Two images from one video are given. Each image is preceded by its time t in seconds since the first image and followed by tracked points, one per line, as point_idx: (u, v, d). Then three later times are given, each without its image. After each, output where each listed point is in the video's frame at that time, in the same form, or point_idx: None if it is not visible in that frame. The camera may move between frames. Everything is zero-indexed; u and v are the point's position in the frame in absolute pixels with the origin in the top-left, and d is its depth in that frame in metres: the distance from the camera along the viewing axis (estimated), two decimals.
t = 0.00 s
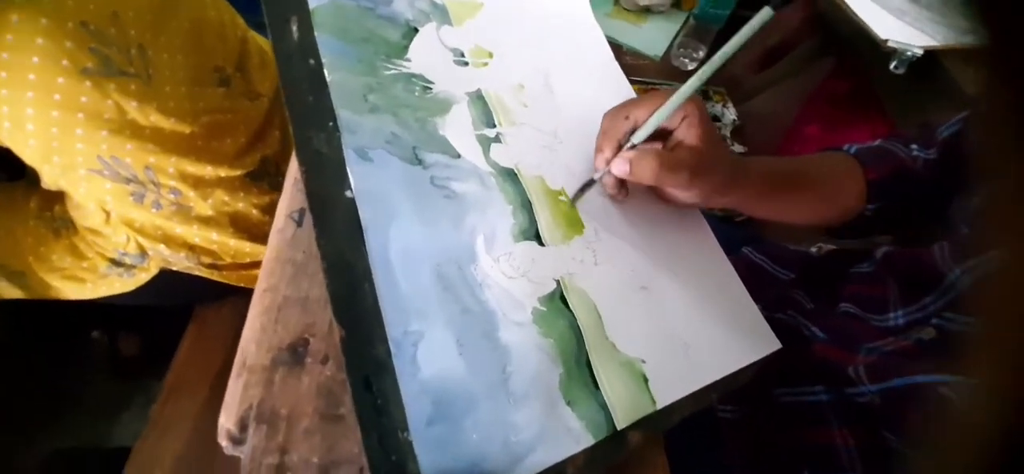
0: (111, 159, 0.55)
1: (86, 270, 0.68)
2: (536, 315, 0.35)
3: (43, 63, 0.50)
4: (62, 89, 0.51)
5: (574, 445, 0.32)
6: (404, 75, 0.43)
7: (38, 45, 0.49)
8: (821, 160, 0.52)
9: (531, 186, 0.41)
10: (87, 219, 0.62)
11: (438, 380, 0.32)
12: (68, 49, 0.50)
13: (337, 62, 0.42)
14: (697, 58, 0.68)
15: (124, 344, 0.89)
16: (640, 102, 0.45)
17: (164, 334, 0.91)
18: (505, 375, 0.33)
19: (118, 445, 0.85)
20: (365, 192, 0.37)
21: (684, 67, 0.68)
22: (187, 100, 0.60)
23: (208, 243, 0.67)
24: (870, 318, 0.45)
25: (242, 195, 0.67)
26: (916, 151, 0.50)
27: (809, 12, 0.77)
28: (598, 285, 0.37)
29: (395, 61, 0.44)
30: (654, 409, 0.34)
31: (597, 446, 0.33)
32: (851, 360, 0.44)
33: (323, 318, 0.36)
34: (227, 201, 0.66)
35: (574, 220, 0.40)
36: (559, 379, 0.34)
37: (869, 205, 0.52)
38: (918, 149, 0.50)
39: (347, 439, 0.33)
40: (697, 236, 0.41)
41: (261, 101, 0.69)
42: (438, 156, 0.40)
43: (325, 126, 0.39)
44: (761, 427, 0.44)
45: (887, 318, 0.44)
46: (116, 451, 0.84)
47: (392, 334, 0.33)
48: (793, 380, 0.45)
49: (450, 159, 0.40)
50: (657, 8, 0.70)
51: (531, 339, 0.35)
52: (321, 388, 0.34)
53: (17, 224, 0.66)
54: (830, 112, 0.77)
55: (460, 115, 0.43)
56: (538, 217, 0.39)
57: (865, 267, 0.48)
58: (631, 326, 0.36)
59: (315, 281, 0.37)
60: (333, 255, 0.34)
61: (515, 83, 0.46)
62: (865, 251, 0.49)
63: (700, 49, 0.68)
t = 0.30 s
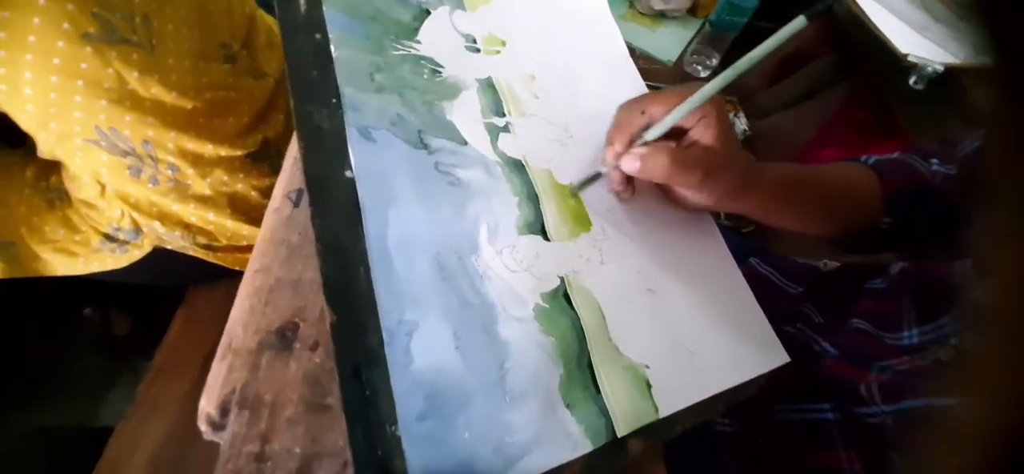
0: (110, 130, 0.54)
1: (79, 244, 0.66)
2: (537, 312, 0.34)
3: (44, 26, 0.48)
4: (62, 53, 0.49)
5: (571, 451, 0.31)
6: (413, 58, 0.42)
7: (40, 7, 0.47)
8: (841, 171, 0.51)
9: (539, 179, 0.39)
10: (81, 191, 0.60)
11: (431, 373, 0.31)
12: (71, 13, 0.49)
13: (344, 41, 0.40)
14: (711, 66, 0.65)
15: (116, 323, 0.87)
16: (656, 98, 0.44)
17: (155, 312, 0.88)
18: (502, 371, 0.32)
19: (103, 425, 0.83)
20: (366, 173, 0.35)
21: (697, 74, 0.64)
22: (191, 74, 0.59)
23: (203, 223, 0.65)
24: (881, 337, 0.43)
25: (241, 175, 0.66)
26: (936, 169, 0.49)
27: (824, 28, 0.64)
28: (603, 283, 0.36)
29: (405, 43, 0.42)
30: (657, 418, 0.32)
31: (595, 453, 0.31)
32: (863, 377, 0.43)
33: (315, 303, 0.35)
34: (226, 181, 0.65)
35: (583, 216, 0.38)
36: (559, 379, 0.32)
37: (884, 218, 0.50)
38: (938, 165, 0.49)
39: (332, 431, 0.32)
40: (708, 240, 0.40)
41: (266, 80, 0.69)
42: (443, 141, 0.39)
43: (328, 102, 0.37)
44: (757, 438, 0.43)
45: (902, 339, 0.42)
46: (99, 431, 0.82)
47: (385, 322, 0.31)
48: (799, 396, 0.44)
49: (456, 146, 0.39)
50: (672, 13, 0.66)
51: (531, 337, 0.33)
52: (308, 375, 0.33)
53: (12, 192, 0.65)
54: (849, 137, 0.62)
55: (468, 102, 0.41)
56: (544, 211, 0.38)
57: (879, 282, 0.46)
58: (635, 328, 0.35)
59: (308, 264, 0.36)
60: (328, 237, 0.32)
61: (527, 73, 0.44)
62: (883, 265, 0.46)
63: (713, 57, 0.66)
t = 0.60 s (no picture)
0: (117, 100, 0.54)
1: (78, 215, 0.65)
2: (538, 310, 0.32)
3: None
4: (73, 20, 0.49)
5: (566, 459, 0.29)
6: (424, 49, 0.41)
7: None
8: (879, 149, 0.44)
9: (548, 174, 0.38)
10: (82, 162, 0.59)
11: (421, 366, 0.29)
12: None
13: (354, 30, 0.39)
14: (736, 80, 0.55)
15: (114, 300, 0.85)
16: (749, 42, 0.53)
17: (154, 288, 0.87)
18: (496, 370, 0.30)
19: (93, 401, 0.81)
20: (367, 157, 0.34)
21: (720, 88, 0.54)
22: (203, 51, 0.58)
23: (204, 202, 0.64)
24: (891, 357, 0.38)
25: (245, 156, 0.64)
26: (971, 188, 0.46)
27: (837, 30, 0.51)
28: (610, 284, 0.34)
29: (417, 35, 0.41)
30: (663, 430, 0.31)
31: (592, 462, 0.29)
32: (870, 400, 0.38)
33: (305, 287, 0.35)
34: (231, 161, 0.64)
35: (592, 214, 0.37)
36: (558, 382, 0.31)
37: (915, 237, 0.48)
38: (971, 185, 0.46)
39: (311, 422, 0.32)
40: (725, 246, 0.38)
41: (279, 63, 0.66)
42: (450, 131, 0.37)
43: (333, 88, 0.36)
44: (759, 451, 0.39)
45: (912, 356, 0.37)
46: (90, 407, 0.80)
47: (376, 310, 0.30)
48: (797, 416, 0.40)
49: (462, 136, 0.37)
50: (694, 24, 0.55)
51: (529, 336, 0.31)
52: (293, 361, 0.34)
53: (16, 161, 0.64)
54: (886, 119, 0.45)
55: (479, 93, 0.40)
56: (552, 207, 0.36)
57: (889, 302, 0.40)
58: (643, 332, 0.33)
59: (303, 246, 0.37)
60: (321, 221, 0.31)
61: (540, 69, 0.43)
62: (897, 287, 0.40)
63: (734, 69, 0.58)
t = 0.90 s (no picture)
0: (134, 75, 0.54)
1: (91, 189, 0.65)
2: (547, 308, 0.31)
3: None
4: None
5: (571, 468, 0.27)
6: (444, 35, 0.39)
7: None
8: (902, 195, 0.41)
9: (564, 170, 0.36)
10: (98, 133, 0.60)
11: (421, 358, 0.28)
12: None
13: (373, 12, 0.38)
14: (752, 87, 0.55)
15: (124, 278, 0.85)
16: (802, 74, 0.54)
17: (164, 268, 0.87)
18: (500, 367, 0.29)
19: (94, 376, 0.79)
20: (378, 141, 0.33)
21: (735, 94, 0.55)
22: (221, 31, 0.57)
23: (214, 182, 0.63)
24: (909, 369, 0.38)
25: (257, 140, 0.63)
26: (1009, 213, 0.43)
27: (871, 54, 0.53)
28: (624, 287, 0.33)
29: (437, 21, 0.40)
30: (675, 443, 0.29)
31: None
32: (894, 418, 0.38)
33: (307, 271, 0.35)
34: (244, 143, 0.62)
35: (609, 214, 0.35)
36: (565, 385, 0.29)
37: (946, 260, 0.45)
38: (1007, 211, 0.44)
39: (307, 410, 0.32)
40: (745, 254, 0.36)
41: (299, 48, 0.64)
42: (465, 118, 0.36)
43: (347, 69, 0.35)
44: (770, 466, 0.39)
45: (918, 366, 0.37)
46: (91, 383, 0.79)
47: (376, 296, 0.29)
48: (819, 435, 0.40)
49: (478, 125, 0.36)
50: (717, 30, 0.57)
51: (536, 335, 0.30)
52: (292, 345, 0.33)
53: (34, 131, 0.65)
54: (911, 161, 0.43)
55: (498, 83, 0.39)
56: (568, 203, 0.35)
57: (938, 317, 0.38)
58: (657, 339, 0.31)
59: (307, 228, 0.36)
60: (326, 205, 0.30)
61: (562, 62, 0.42)
62: (918, 304, 0.40)
63: (756, 79, 0.56)
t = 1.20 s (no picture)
0: (130, 43, 0.53)
1: (87, 162, 0.63)
2: (555, 294, 0.29)
3: None
4: None
5: (577, 460, 0.26)
6: (452, 6, 0.38)
7: None
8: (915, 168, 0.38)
9: (575, 150, 0.35)
10: (95, 106, 0.59)
11: (423, 342, 0.27)
12: None
13: None
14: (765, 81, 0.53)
15: (123, 256, 0.84)
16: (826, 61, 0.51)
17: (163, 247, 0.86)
18: (505, 354, 0.27)
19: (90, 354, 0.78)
20: (382, 113, 0.31)
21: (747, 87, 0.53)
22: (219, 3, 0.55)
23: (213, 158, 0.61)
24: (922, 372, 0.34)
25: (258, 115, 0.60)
26: None
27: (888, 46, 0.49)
28: (635, 274, 0.31)
29: None
30: (685, 438, 0.28)
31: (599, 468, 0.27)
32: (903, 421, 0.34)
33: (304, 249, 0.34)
34: (244, 120, 0.60)
35: (621, 197, 0.34)
36: (572, 375, 0.28)
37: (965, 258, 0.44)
38: None
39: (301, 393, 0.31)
40: (760, 245, 0.34)
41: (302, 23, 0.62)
42: (474, 93, 0.34)
43: (351, 36, 0.33)
44: (776, 466, 0.35)
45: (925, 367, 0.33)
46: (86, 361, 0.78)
47: (376, 276, 0.27)
48: (831, 436, 0.36)
49: (487, 101, 0.34)
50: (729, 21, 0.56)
51: (543, 321, 0.29)
52: (286, 325, 0.32)
53: (30, 102, 0.63)
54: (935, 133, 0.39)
55: (508, 58, 0.37)
56: (578, 185, 0.33)
57: (954, 317, 0.33)
58: (668, 328, 0.30)
59: (304, 203, 0.35)
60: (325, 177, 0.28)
61: (574, 39, 0.40)
62: (928, 301, 0.36)
63: (769, 72, 0.54)
